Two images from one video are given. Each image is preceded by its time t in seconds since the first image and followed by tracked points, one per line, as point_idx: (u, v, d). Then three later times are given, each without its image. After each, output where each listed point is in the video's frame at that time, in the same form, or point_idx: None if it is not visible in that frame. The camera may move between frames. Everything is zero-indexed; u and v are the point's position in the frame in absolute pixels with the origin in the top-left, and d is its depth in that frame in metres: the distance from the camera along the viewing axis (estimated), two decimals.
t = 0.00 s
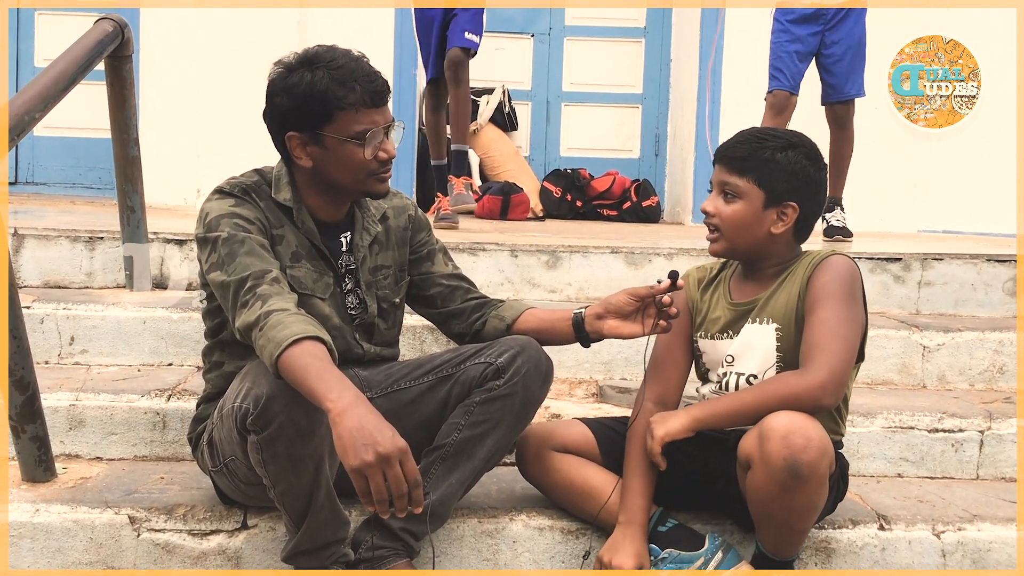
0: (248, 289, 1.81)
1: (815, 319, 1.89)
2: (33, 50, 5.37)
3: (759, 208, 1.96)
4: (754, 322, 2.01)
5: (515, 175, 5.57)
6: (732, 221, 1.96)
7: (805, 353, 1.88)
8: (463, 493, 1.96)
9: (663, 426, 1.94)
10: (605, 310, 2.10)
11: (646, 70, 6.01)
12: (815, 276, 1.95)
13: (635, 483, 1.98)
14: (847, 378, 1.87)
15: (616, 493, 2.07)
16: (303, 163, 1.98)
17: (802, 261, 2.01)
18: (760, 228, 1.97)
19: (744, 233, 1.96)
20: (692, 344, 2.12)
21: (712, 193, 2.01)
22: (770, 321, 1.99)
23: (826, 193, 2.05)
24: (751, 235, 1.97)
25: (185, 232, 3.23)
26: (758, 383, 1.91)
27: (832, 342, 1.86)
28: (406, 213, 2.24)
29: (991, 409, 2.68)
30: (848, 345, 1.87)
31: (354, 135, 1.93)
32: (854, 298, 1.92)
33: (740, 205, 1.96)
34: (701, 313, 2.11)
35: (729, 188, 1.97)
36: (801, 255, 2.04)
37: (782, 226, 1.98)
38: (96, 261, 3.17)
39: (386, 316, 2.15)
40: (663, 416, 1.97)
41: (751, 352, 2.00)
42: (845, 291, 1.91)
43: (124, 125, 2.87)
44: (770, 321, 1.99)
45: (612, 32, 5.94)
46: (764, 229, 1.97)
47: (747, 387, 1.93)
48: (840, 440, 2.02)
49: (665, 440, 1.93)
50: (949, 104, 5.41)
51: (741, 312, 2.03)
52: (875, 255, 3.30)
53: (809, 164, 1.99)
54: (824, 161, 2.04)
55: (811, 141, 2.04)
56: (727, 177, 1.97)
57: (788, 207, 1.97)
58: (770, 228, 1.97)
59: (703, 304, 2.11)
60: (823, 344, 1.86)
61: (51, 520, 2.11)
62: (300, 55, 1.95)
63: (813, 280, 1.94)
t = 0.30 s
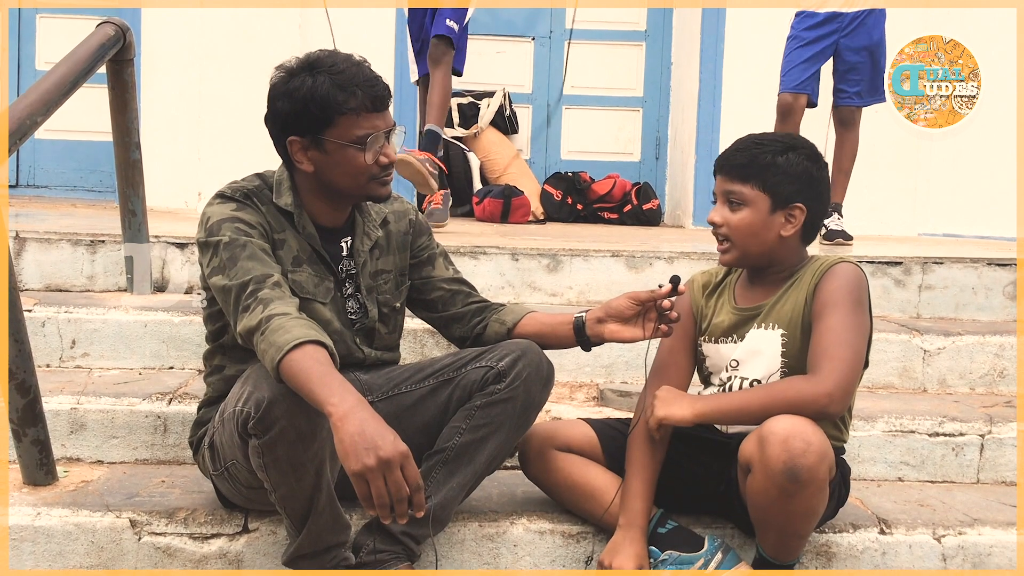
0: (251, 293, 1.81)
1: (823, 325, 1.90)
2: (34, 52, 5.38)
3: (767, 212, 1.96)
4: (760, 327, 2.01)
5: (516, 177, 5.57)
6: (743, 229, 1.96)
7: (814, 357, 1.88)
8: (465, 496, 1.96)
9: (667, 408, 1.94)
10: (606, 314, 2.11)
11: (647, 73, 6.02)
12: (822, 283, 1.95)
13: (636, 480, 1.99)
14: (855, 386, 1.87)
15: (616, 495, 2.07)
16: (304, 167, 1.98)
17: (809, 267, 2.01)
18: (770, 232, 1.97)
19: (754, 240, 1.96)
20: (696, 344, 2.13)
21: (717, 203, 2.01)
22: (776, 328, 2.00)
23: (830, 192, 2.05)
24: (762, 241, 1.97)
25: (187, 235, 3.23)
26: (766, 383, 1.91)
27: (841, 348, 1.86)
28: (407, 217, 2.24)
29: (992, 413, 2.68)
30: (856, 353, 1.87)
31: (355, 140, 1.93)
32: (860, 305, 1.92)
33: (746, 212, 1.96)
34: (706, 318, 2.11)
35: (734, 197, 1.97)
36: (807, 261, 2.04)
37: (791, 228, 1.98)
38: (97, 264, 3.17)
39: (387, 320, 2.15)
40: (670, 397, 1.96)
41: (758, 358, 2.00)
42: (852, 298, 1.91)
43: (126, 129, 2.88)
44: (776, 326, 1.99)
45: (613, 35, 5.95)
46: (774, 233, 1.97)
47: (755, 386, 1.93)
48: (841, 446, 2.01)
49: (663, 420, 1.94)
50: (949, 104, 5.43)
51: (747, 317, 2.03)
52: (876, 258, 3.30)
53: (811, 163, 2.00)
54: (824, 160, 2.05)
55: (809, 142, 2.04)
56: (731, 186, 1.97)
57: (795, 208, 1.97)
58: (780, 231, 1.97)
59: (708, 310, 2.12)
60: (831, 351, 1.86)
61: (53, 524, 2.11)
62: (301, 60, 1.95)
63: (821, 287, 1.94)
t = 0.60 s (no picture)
0: (252, 295, 1.82)
1: (810, 332, 1.89)
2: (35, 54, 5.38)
3: (755, 212, 1.96)
4: (751, 335, 2.01)
5: (517, 179, 5.58)
6: (728, 226, 1.97)
7: (801, 365, 1.88)
8: (466, 498, 1.96)
9: (660, 416, 1.95)
10: (607, 316, 2.12)
11: (648, 75, 6.02)
12: (811, 289, 1.95)
13: (633, 483, 1.99)
14: (842, 393, 1.87)
15: (615, 499, 2.07)
16: (304, 170, 1.98)
17: (800, 272, 2.01)
18: (755, 234, 1.97)
19: (740, 239, 1.97)
20: (688, 351, 2.14)
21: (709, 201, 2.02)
22: (766, 335, 1.99)
23: (826, 203, 2.04)
24: (746, 241, 1.97)
25: (188, 237, 3.24)
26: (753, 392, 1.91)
27: (826, 355, 1.86)
28: (408, 220, 2.24)
29: (992, 416, 2.68)
30: (844, 359, 1.87)
31: (355, 143, 1.93)
32: (851, 311, 1.91)
33: (735, 210, 1.96)
34: (698, 322, 2.12)
35: (724, 194, 1.98)
36: (797, 268, 2.03)
37: (776, 234, 1.98)
38: (98, 266, 3.17)
39: (388, 323, 2.15)
40: (664, 404, 1.97)
41: (748, 365, 2.01)
42: (842, 303, 1.90)
43: (128, 132, 2.88)
44: (766, 334, 1.99)
45: (614, 37, 5.95)
46: (758, 236, 1.97)
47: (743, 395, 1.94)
48: (839, 448, 2.01)
49: (656, 426, 1.95)
50: (949, 104, 5.43)
51: (737, 323, 2.03)
52: (876, 261, 3.30)
53: (807, 172, 1.99)
54: (822, 169, 2.03)
55: (809, 150, 2.03)
56: (723, 183, 1.99)
57: (783, 214, 1.97)
58: (765, 234, 1.97)
59: (700, 314, 2.12)
60: (816, 358, 1.86)
61: (53, 525, 2.11)
62: (303, 63, 1.95)
63: (810, 293, 1.94)
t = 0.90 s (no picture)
0: (253, 295, 1.82)
1: (788, 334, 1.90)
2: (37, 54, 5.39)
3: (748, 215, 1.96)
4: (734, 338, 2.01)
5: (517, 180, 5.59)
6: (722, 228, 1.97)
7: (776, 369, 1.88)
8: (466, 498, 1.96)
9: (645, 427, 1.98)
10: (607, 317, 2.12)
11: (649, 76, 6.02)
12: (791, 289, 1.95)
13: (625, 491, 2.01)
14: (819, 393, 1.87)
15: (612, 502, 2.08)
16: (304, 169, 1.99)
17: (783, 272, 2.00)
18: (748, 236, 1.97)
19: (732, 241, 1.97)
20: (677, 354, 2.14)
21: (702, 202, 2.02)
22: (750, 337, 1.99)
23: (819, 205, 2.05)
24: (738, 242, 1.97)
25: (189, 237, 3.24)
26: (734, 398, 1.91)
27: (804, 358, 1.86)
28: (409, 220, 2.24)
29: (992, 417, 2.68)
30: (820, 360, 1.87)
31: (355, 144, 1.93)
32: (831, 309, 1.91)
33: (729, 212, 1.96)
34: (687, 323, 2.12)
35: (718, 197, 1.98)
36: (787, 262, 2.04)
37: (770, 236, 1.98)
38: (100, 265, 3.18)
39: (389, 323, 2.15)
40: (650, 415, 2.00)
41: (733, 368, 2.01)
42: (821, 303, 1.91)
43: (129, 131, 2.87)
44: (750, 336, 1.99)
45: (616, 38, 5.95)
46: (752, 238, 1.98)
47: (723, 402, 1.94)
48: (833, 447, 2.03)
49: (641, 438, 1.98)
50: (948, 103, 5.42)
51: (723, 326, 2.03)
52: (877, 262, 3.30)
53: (801, 174, 2.00)
54: (816, 172, 2.04)
55: (804, 153, 2.04)
56: (716, 185, 1.98)
57: (777, 217, 1.98)
58: (759, 236, 1.98)
59: (689, 316, 2.12)
60: (793, 360, 1.86)
61: (54, 524, 2.12)
62: (305, 63, 1.95)
63: (790, 293, 1.94)
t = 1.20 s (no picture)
0: (253, 296, 1.82)
1: (787, 331, 1.90)
2: (39, 54, 5.40)
3: (742, 215, 1.96)
4: (734, 338, 2.01)
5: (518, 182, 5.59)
6: (716, 227, 1.97)
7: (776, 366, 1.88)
8: (466, 499, 1.96)
9: (647, 426, 1.99)
10: (607, 317, 2.12)
11: (650, 79, 6.03)
12: (789, 288, 1.95)
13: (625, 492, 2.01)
14: (818, 391, 1.87)
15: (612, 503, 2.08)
16: (305, 170, 1.99)
17: (782, 272, 2.00)
18: (743, 235, 1.97)
19: (728, 241, 1.97)
20: (678, 356, 2.14)
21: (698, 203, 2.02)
22: (748, 337, 1.99)
23: (813, 209, 2.04)
24: (734, 243, 1.98)
25: (190, 238, 3.24)
26: (734, 397, 1.92)
27: (803, 355, 1.86)
28: (409, 222, 2.25)
29: (992, 420, 2.69)
30: (820, 357, 1.86)
31: (356, 145, 1.94)
32: (829, 309, 1.91)
33: (723, 212, 1.97)
34: (686, 325, 2.12)
35: (713, 197, 1.98)
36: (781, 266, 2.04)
37: (765, 236, 1.98)
38: (101, 266, 3.18)
39: (390, 324, 2.16)
40: (651, 415, 2.01)
41: (733, 368, 2.01)
42: (818, 302, 1.91)
43: (130, 132, 2.87)
44: (749, 337, 1.99)
45: (617, 40, 5.96)
46: (748, 238, 1.98)
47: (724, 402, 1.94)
48: (833, 448, 2.03)
49: (643, 437, 1.98)
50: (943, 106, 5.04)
51: (722, 327, 2.03)
52: (877, 265, 3.31)
53: (795, 176, 2.00)
54: (812, 175, 2.04)
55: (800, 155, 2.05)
56: (713, 186, 1.99)
57: (772, 217, 1.97)
58: (753, 236, 1.98)
59: (689, 317, 2.12)
60: (792, 357, 1.86)
61: (54, 524, 2.12)
62: (308, 63, 1.96)
63: (787, 291, 1.95)
